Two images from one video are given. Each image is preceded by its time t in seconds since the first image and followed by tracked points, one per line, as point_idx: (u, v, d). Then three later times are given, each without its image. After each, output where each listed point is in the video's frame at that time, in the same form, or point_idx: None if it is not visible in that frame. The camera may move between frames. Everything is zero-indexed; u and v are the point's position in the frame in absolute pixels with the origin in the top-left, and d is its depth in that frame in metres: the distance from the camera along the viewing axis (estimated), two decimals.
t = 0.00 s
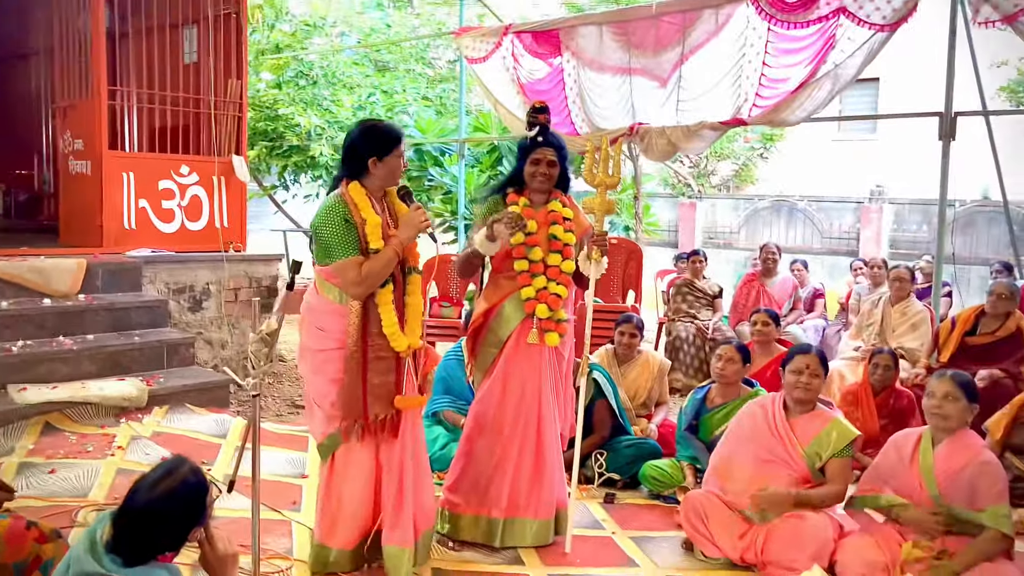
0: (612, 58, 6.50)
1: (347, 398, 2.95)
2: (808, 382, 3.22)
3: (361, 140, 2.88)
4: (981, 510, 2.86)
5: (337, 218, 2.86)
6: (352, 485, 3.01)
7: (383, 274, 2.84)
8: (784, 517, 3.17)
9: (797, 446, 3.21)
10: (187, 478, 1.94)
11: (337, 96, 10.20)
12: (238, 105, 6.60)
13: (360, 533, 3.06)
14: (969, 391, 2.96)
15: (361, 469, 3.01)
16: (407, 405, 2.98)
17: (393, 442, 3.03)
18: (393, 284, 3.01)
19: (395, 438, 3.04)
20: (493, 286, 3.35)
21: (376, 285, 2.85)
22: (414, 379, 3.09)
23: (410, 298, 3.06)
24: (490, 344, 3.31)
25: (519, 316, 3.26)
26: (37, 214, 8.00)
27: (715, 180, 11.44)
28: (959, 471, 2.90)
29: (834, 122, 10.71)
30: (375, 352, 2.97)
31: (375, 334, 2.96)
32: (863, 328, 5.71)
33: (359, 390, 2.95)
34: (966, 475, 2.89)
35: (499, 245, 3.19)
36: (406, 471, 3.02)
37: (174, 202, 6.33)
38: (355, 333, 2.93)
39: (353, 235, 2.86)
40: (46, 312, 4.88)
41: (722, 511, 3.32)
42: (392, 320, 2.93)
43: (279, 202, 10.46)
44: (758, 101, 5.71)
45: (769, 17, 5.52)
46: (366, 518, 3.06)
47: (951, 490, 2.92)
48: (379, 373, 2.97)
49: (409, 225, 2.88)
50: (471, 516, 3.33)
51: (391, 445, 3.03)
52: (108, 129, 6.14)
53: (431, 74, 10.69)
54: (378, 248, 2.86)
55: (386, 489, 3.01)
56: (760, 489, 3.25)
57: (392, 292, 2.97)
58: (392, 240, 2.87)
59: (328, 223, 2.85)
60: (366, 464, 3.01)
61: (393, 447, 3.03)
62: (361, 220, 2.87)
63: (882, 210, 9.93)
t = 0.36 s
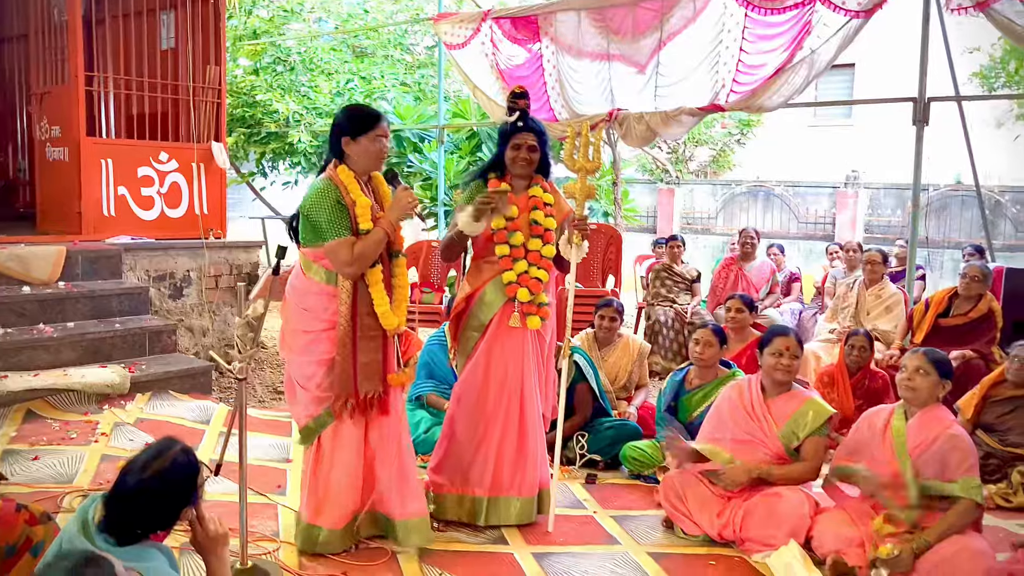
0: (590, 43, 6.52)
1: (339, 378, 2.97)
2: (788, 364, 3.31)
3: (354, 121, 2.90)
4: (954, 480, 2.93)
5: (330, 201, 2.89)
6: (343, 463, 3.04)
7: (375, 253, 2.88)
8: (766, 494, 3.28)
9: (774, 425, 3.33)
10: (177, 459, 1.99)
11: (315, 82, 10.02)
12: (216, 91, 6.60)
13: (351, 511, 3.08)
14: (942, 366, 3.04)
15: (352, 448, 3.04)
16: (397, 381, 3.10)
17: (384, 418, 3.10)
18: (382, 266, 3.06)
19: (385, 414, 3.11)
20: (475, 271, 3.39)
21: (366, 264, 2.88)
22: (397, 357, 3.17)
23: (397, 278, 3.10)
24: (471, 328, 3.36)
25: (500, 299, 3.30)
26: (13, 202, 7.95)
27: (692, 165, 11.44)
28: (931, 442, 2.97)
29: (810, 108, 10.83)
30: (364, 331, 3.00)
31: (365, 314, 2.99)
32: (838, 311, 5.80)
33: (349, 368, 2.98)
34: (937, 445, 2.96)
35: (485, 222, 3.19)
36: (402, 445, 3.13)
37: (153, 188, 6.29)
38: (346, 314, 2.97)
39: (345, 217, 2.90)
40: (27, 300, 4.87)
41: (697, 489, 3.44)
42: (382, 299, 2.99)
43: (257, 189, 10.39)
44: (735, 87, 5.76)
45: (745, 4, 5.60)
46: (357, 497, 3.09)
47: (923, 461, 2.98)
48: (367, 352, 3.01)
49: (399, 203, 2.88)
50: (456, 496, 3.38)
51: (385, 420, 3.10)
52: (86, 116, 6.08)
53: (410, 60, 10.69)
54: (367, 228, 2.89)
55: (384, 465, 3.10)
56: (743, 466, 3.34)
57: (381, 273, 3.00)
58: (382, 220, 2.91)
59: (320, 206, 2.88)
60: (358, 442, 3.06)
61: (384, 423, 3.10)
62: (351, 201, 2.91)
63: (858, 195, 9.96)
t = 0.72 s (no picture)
0: (577, 33, 6.50)
1: (301, 353, 3.08)
2: (767, 346, 3.36)
3: (334, 110, 2.99)
4: (924, 456, 3.00)
5: (298, 183, 3.00)
6: (313, 439, 3.14)
7: (337, 237, 2.97)
8: (745, 475, 3.32)
9: (746, 405, 3.39)
10: (155, 439, 2.03)
11: (304, 72, 10.05)
12: (202, 82, 6.60)
13: (325, 489, 3.16)
14: (910, 346, 3.11)
15: (320, 423, 3.15)
16: (363, 363, 3.18)
17: (350, 398, 3.19)
18: (352, 250, 3.11)
19: (351, 395, 3.20)
20: (454, 257, 3.42)
21: (328, 246, 2.98)
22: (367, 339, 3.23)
23: (369, 263, 3.15)
24: (452, 315, 3.39)
25: (480, 286, 3.35)
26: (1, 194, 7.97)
27: (683, 155, 11.50)
28: (897, 418, 3.06)
29: (799, 97, 10.84)
30: (329, 312, 3.07)
31: (331, 296, 3.07)
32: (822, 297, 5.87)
33: (312, 348, 3.07)
34: (903, 422, 3.05)
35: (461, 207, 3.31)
36: (368, 423, 3.24)
37: (140, 179, 6.30)
38: (312, 292, 3.06)
39: (314, 198, 3.00)
40: (14, 290, 4.90)
41: (677, 470, 3.48)
42: (346, 280, 3.04)
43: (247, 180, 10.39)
44: (720, 76, 5.76)
45: None
46: (328, 473, 3.17)
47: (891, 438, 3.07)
48: (332, 333, 3.08)
49: (363, 190, 2.99)
50: (436, 479, 3.42)
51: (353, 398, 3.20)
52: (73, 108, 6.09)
53: (399, 50, 10.67)
54: (335, 211, 2.99)
55: (350, 443, 3.20)
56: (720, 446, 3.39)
57: (348, 256, 3.07)
58: (347, 204, 2.99)
59: (291, 188, 2.99)
60: (325, 418, 3.16)
61: (350, 402, 3.20)
62: (322, 184, 3.00)
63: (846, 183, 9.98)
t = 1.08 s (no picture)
0: (577, 33, 6.51)
1: (289, 342, 3.22)
2: (767, 344, 3.40)
3: (329, 115, 3.11)
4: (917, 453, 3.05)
5: (294, 180, 3.14)
6: (290, 425, 3.29)
7: (326, 233, 3.08)
8: (737, 468, 3.34)
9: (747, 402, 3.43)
10: (148, 439, 2.07)
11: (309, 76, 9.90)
12: (205, 85, 6.65)
13: (296, 474, 3.30)
14: (904, 343, 3.12)
15: (300, 412, 3.28)
16: (342, 355, 3.24)
17: (333, 389, 3.29)
18: (344, 247, 3.24)
19: (333, 386, 3.29)
20: (447, 258, 3.47)
21: (318, 242, 3.09)
22: (357, 333, 3.33)
23: (361, 260, 3.27)
24: (446, 315, 3.44)
25: (472, 286, 3.39)
26: (8, 196, 8.08)
27: (687, 152, 11.25)
28: (891, 416, 3.08)
29: (802, 94, 10.84)
30: (319, 303, 3.23)
31: (321, 289, 3.22)
32: (820, 296, 5.95)
33: (301, 340, 3.22)
34: (897, 420, 3.07)
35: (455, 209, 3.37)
36: (347, 415, 3.30)
37: (144, 181, 6.36)
38: (303, 286, 3.21)
39: (309, 196, 3.13)
40: (20, 292, 4.98)
41: (674, 468, 3.50)
42: (335, 273, 3.16)
43: (252, 182, 10.45)
44: (719, 75, 5.77)
45: None
46: (302, 460, 3.30)
47: (883, 435, 3.10)
48: (321, 324, 3.23)
49: (353, 190, 3.07)
50: (429, 478, 3.45)
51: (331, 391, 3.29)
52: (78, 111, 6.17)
53: (403, 52, 10.71)
54: (328, 209, 3.10)
55: (324, 432, 3.30)
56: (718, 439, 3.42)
57: (340, 252, 3.19)
58: (338, 203, 3.09)
59: (287, 186, 3.13)
60: (305, 407, 3.28)
61: (331, 393, 3.29)
62: (317, 183, 3.12)
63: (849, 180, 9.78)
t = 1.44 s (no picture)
0: (588, 40, 6.49)
1: (304, 352, 3.28)
2: (778, 359, 3.43)
3: (324, 120, 3.18)
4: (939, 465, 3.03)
5: (295, 191, 3.19)
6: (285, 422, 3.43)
7: (329, 241, 3.11)
8: (746, 474, 3.33)
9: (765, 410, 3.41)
10: (162, 446, 2.10)
11: (322, 85, 9.97)
12: (219, 95, 6.71)
13: (289, 469, 3.44)
14: (935, 352, 3.09)
15: (294, 410, 3.41)
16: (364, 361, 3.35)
17: (343, 393, 3.35)
18: (347, 253, 3.27)
19: (345, 390, 3.35)
20: (457, 265, 3.48)
21: (322, 250, 3.12)
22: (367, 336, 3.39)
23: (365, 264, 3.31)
24: (457, 321, 3.44)
25: (483, 293, 3.41)
26: (26, 207, 8.20)
27: (700, 158, 11.46)
28: (922, 428, 3.06)
29: (815, 99, 10.80)
30: (327, 311, 3.26)
31: (329, 296, 3.26)
32: (833, 302, 5.92)
33: (314, 347, 3.26)
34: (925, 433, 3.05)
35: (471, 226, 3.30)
36: (348, 418, 3.35)
37: (158, 192, 6.43)
38: (311, 294, 3.25)
39: (309, 204, 3.18)
40: (37, 302, 5.03)
41: (684, 467, 3.52)
42: (341, 280, 3.20)
43: (266, 191, 10.51)
44: (731, 80, 5.76)
45: None
46: (295, 456, 3.43)
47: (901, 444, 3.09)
48: (331, 332, 3.27)
49: (355, 199, 3.10)
50: (439, 485, 3.45)
51: (324, 394, 3.37)
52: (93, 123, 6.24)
53: (415, 60, 10.75)
54: (329, 216, 3.15)
55: (331, 435, 3.37)
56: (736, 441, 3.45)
57: (344, 259, 3.23)
58: (340, 211, 3.13)
59: (288, 197, 3.18)
60: (299, 407, 3.40)
61: (342, 397, 3.35)
62: (317, 191, 3.18)
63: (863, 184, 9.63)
